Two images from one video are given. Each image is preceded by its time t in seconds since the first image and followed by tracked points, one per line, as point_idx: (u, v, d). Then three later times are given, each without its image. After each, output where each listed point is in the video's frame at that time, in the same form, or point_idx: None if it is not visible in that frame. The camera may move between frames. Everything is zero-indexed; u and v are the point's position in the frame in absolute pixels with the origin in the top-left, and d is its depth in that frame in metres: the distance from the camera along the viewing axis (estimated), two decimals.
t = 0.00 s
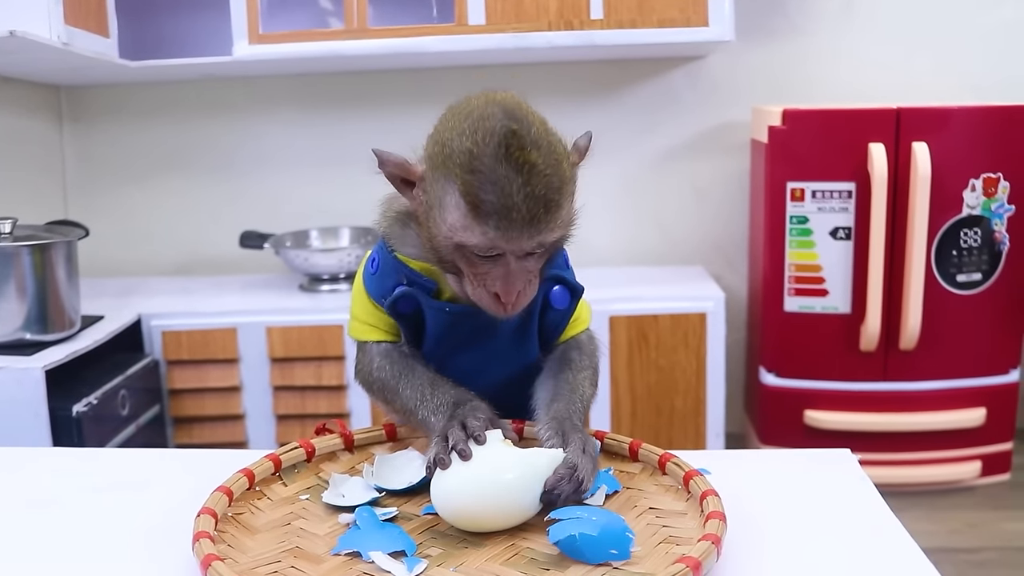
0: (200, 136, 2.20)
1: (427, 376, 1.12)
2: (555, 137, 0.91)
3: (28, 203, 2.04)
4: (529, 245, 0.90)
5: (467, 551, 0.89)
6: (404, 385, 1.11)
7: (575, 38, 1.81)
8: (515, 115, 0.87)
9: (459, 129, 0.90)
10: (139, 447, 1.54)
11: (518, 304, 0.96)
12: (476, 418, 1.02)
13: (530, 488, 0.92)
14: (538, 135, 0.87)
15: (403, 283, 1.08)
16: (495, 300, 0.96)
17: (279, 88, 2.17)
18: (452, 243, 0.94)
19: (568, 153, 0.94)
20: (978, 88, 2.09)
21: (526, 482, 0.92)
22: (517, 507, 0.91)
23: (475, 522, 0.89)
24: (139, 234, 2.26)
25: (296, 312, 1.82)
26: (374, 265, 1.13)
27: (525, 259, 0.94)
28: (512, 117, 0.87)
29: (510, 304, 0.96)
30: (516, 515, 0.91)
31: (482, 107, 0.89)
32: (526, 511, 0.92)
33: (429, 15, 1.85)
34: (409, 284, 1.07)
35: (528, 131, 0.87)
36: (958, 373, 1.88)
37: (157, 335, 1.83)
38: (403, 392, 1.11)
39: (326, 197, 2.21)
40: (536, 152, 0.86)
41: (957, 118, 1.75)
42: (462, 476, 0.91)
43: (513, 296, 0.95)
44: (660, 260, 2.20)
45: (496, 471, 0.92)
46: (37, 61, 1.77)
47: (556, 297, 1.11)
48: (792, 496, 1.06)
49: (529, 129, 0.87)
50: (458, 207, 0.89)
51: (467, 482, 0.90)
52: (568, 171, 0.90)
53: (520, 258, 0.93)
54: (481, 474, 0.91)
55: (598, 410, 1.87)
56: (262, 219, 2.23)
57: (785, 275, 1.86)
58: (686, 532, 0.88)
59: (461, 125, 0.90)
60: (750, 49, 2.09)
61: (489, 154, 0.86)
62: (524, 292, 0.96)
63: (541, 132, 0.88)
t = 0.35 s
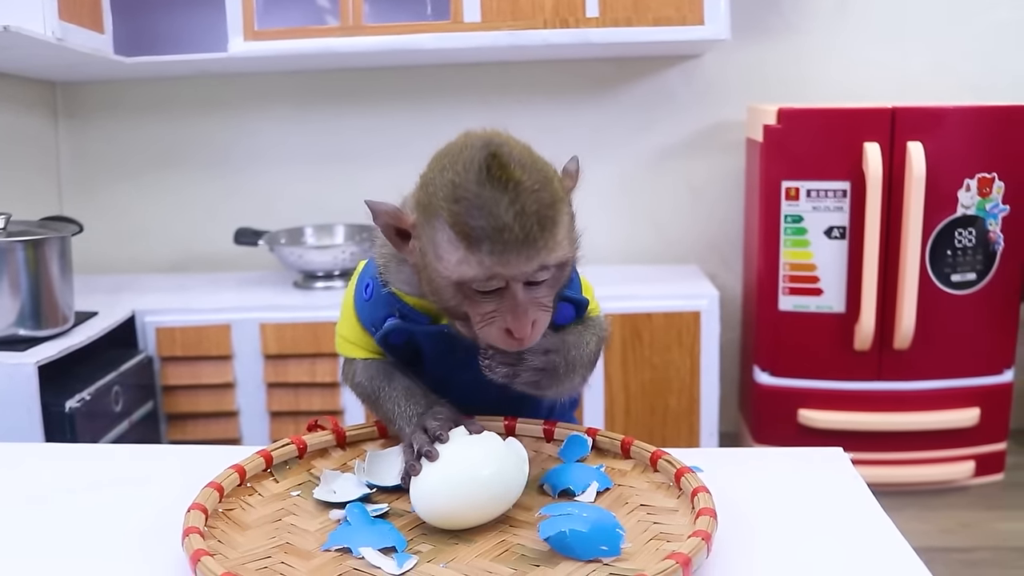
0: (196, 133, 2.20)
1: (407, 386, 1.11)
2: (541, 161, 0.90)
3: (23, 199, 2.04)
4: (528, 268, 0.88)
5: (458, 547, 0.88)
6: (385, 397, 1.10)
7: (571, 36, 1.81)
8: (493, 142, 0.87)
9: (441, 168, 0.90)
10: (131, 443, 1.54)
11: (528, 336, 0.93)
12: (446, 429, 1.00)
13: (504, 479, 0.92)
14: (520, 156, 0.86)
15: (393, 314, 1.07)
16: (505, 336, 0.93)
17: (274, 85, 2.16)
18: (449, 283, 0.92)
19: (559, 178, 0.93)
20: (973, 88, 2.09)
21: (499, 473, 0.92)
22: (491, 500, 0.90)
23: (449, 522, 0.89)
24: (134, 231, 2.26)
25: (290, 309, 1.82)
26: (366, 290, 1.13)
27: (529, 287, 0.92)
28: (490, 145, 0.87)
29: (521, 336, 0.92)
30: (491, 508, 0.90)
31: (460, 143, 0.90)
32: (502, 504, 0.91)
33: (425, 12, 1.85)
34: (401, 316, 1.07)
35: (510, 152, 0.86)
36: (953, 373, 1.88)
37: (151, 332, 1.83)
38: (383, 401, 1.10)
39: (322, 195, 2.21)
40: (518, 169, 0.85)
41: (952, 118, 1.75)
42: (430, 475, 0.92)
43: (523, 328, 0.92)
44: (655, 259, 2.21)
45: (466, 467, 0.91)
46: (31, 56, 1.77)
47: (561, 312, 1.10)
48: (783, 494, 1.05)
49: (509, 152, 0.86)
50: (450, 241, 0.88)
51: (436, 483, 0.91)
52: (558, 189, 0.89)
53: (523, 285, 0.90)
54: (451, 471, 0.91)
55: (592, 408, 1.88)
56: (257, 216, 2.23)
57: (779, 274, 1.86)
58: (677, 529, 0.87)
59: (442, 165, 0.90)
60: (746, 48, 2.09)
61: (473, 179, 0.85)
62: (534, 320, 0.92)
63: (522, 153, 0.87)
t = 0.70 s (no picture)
0: (193, 129, 2.20)
1: (382, 377, 1.14)
2: (538, 175, 0.89)
3: (20, 194, 2.04)
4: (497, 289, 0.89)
5: (452, 542, 0.88)
6: (364, 385, 1.15)
7: (568, 32, 1.80)
8: (494, 154, 0.86)
9: (439, 162, 0.88)
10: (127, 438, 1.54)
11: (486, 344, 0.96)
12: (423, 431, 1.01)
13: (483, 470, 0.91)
14: (518, 176, 0.86)
15: (382, 306, 1.09)
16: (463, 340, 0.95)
17: (272, 81, 2.16)
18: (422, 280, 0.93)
19: (554, 191, 0.93)
20: (971, 86, 2.09)
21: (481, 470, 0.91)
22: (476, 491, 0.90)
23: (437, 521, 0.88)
24: (131, 227, 2.26)
25: (287, 304, 1.82)
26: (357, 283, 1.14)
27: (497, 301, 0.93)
28: (490, 158, 0.85)
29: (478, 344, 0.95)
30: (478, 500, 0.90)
31: (462, 142, 0.89)
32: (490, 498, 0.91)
33: (423, 8, 1.85)
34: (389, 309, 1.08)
35: (508, 170, 0.85)
36: (950, 370, 1.88)
37: (147, 327, 1.83)
38: (362, 392, 1.14)
39: (319, 191, 2.21)
40: (512, 195, 0.84)
41: (950, 115, 1.75)
42: (418, 473, 0.91)
43: (483, 337, 0.96)
44: (653, 257, 2.20)
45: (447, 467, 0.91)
46: (27, 51, 1.76)
47: (548, 314, 1.10)
48: (779, 491, 1.05)
49: (508, 170, 0.85)
50: (428, 244, 0.88)
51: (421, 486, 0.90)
52: (548, 211, 0.89)
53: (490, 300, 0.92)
54: (437, 469, 0.90)
55: (589, 404, 1.87)
56: (254, 212, 2.23)
57: (777, 271, 1.86)
58: (672, 524, 0.87)
59: (441, 159, 0.89)
60: (744, 45, 2.09)
61: (464, 191, 0.84)
62: (493, 333, 0.96)
63: (522, 172, 0.86)
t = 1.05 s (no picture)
0: (193, 128, 2.19)
1: (378, 349, 1.11)
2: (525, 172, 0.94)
3: (19, 193, 2.03)
4: (490, 270, 0.90)
5: (452, 539, 0.87)
6: (362, 361, 1.10)
7: (568, 30, 1.80)
8: (480, 147, 0.91)
9: (424, 162, 0.93)
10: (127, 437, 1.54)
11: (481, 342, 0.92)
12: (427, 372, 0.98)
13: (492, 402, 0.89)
14: (504, 164, 0.90)
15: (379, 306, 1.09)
16: (457, 333, 0.92)
17: (271, 79, 2.16)
18: (413, 275, 0.94)
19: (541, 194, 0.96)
20: (971, 82, 2.09)
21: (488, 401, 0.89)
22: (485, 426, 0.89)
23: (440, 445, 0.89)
24: (131, 226, 2.26)
25: (287, 303, 1.82)
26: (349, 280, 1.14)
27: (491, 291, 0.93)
28: (476, 147, 0.90)
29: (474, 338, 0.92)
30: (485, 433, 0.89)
31: (449, 143, 0.93)
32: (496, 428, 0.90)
33: (422, 6, 1.84)
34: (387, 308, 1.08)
35: (494, 157, 0.90)
36: (951, 367, 1.88)
37: (147, 326, 1.83)
38: (359, 368, 1.10)
39: (319, 189, 2.21)
40: (500, 174, 0.88)
41: (950, 112, 1.75)
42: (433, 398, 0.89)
43: (478, 329, 0.91)
44: (653, 255, 2.20)
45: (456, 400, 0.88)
46: (26, 50, 1.76)
47: (543, 309, 1.12)
48: (779, 488, 1.05)
49: (493, 157, 0.90)
50: (419, 228, 0.90)
51: (430, 414, 0.88)
52: (536, 202, 0.92)
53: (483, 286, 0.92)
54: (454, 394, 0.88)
55: (589, 403, 1.87)
56: (254, 211, 2.23)
57: (777, 269, 1.86)
58: (672, 522, 0.86)
59: (427, 159, 0.93)
60: (744, 42, 2.09)
61: (453, 172, 0.88)
62: (491, 326, 0.92)
63: (507, 162, 0.91)
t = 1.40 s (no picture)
0: (193, 127, 2.19)
1: (392, 342, 1.12)
2: (543, 154, 0.91)
3: (20, 192, 2.03)
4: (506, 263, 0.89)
5: (453, 539, 0.87)
6: (373, 352, 1.11)
7: (568, 29, 1.80)
8: (498, 129, 0.88)
9: (444, 142, 0.90)
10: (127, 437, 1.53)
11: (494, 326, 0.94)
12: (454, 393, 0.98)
13: (503, 443, 0.93)
14: (521, 149, 0.87)
15: (388, 282, 1.08)
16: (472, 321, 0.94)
17: (271, 79, 2.16)
18: (428, 259, 0.93)
19: (555, 173, 0.94)
20: (972, 81, 2.09)
21: (500, 441, 0.93)
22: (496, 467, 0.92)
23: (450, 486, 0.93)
24: (132, 225, 2.26)
25: (287, 302, 1.82)
26: (362, 259, 1.13)
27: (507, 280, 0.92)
28: (494, 130, 0.87)
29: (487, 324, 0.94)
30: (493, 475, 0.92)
31: (467, 123, 0.90)
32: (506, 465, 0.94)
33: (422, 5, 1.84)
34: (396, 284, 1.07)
35: (511, 142, 0.87)
36: (952, 366, 1.88)
37: (147, 325, 1.83)
38: (369, 357, 1.11)
39: (320, 189, 2.21)
40: (517, 163, 0.86)
41: (951, 111, 1.75)
42: (450, 437, 0.92)
43: (491, 318, 0.93)
44: (653, 254, 2.20)
45: (469, 439, 0.91)
46: (26, 49, 1.76)
47: (551, 298, 1.12)
48: (780, 487, 1.05)
49: (511, 142, 0.87)
50: (436, 217, 0.89)
51: (445, 454, 0.91)
52: (553, 186, 0.90)
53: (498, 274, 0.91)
54: (471, 435, 0.92)
55: (589, 403, 1.87)
56: (254, 210, 2.22)
57: (777, 268, 1.86)
58: (673, 522, 0.86)
59: (446, 138, 0.91)
60: (744, 41, 2.08)
61: (470, 161, 0.86)
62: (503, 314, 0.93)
63: (524, 146, 0.88)
